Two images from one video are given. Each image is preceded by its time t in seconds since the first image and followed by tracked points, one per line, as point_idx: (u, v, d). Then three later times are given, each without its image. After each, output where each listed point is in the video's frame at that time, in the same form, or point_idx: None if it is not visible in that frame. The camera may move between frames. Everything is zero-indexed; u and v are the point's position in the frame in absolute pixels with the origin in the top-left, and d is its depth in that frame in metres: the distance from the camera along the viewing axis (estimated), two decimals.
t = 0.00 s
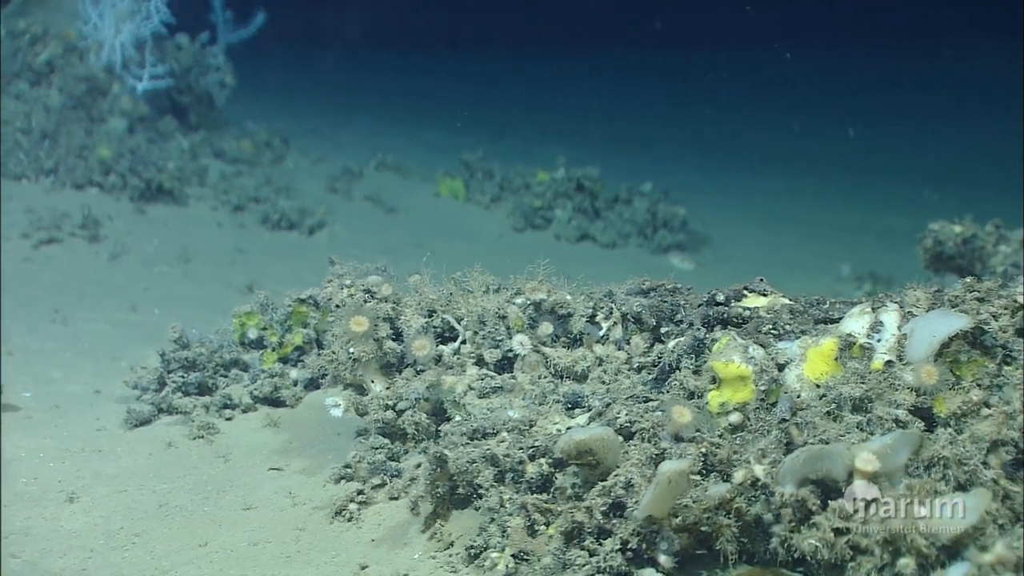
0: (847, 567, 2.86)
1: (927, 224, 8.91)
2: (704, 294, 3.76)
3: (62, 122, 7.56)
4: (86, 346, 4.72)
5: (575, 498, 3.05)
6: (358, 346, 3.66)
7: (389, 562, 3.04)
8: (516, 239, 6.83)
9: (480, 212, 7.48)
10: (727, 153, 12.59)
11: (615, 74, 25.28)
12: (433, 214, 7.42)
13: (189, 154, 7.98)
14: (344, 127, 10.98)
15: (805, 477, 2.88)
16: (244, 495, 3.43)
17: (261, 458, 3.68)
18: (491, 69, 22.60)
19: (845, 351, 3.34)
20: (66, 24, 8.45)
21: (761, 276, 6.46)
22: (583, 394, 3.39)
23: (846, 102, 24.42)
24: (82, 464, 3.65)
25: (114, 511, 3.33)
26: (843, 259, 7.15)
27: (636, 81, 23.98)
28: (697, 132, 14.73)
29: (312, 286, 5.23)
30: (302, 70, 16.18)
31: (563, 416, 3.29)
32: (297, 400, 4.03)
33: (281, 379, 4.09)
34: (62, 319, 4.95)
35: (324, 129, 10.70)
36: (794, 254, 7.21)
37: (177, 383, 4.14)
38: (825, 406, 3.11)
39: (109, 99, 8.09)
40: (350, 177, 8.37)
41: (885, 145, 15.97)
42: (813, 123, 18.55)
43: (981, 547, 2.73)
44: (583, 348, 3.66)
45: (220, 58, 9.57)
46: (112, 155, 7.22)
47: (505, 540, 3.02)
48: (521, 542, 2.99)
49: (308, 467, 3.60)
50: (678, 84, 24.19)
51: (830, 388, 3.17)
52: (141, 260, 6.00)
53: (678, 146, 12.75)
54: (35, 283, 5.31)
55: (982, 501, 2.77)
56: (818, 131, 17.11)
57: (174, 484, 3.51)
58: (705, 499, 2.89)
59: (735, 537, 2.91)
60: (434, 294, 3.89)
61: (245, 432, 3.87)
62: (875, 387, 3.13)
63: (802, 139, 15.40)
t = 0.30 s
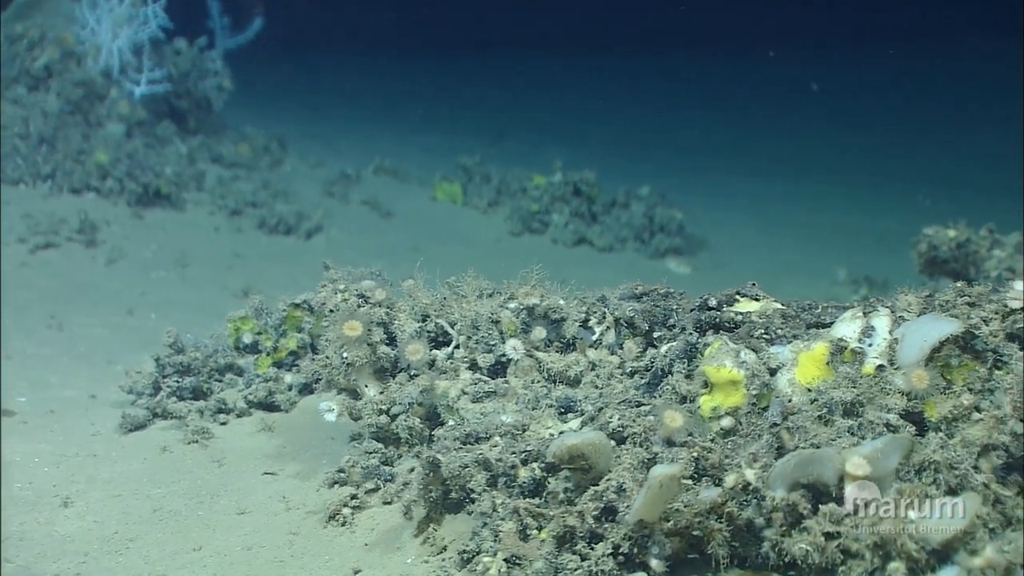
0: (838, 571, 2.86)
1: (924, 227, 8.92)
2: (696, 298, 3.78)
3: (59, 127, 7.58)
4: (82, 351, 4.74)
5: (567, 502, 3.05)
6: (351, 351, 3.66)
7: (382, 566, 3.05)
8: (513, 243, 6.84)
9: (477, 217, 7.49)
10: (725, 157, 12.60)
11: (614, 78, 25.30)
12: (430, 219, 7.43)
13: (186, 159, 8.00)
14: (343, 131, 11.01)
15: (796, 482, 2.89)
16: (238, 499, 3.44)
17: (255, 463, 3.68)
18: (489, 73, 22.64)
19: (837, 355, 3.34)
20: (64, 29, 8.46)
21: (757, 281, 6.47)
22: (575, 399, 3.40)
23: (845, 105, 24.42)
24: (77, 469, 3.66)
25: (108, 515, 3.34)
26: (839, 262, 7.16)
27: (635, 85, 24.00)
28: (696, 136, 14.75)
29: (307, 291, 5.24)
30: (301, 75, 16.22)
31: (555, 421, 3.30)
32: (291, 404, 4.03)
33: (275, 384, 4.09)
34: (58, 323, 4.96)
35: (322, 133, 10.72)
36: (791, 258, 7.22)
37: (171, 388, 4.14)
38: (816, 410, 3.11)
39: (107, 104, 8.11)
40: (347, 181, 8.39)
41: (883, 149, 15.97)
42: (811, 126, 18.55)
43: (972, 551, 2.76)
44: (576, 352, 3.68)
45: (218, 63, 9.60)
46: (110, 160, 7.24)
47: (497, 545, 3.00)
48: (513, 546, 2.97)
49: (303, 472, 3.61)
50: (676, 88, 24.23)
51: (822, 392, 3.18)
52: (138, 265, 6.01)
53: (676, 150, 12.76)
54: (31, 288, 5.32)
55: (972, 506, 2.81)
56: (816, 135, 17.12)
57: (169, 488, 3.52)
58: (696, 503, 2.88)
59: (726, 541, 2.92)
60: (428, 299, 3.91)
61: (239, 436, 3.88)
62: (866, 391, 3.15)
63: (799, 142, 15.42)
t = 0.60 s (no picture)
0: None
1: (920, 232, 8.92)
2: (687, 304, 3.78)
3: (56, 133, 7.60)
4: (76, 357, 4.75)
5: (557, 508, 3.07)
6: (343, 358, 3.66)
7: (373, 572, 3.05)
8: (508, 249, 6.86)
9: (473, 223, 7.51)
10: (722, 162, 12.63)
11: (612, 84, 25.36)
12: (425, 225, 7.45)
13: (183, 165, 8.02)
14: (340, 137, 11.04)
15: (785, 488, 2.89)
16: (231, 506, 3.45)
17: (247, 469, 3.69)
18: (487, 79, 22.70)
19: (826, 361, 3.36)
20: (61, 36, 8.49)
21: (751, 286, 6.48)
22: (566, 405, 3.41)
23: (842, 110, 24.46)
24: (70, 475, 3.67)
25: (101, 522, 3.34)
26: (833, 268, 7.17)
27: (633, 91, 24.06)
28: (693, 141, 14.78)
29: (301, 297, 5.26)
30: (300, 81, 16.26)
31: (546, 427, 3.31)
32: (284, 411, 4.04)
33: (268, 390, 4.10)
34: (52, 330, 4.98)
35: (320, 139, 10.75)
36: (785, 263, 7.23)
37: (164, 394, 4.14)
38: (805, 417, 3.12)
39: (103, 110, 8.13)
40: (343, 187, 8.40)
41: (879, 154, 16.00)
42: (807, 132, 18.58)
43: (959, 557, 2.80)
44: (567, 358, 3.69)
45: (214, 69, 9.62)
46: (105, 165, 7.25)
47: (487, 551, 2.99)
48: (504, 553, 2.98)
49: (295, 478, 3.62)
50: (674, 94, 24.29)
51: (811, 398, 3.19)
52: (133, 270, 6.02)
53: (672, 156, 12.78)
54: (26, 294, 5.34)
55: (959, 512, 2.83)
56: (813, 140, 17.15)
57: (161, 495, 3.53)
58: (686, 509, 2.89)
59: (716, 547, 2.91)
60: (420, 305, 3.93)
61: (232, 443, 3.89)
62: (855, 397, 3.16)
63: (796, 148, 15.45)
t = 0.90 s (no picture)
0: None
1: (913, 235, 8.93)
2: (674, 309, 3.82)
3: (48, 138, 7.59)
4: (67, 362, 4.76)
5: (544, 512, 3.08)
6: (331, 362, 3.68)
7: None
8: (500, 253, 6.86)
9: (465, 227, 7.51)
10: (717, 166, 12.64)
11: (607, 87, 25.38)
12: (418, 229, 7.45)
13: (176, 169, 8.03)
14: (335, 141, 11.05)
15: (770, 492, 2.91)
16: (219, 510, 3.46)
17: (236, 473, 3.70)
18: (483, 83, 22.73)
19: (812, 365, 3.35)
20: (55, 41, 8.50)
21: (742, 290, 6.49)
22: (554, 409, 3.40)
23: (837, 112, 24.48)
24: (59, 480, 3.67)
25: (89, 527, 3.35)
26: (825, 271, 7.19)
27: (629, 94, 24.09)
28: (689, 146, 14.80)
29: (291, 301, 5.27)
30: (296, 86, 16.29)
31: (534, 431, 3.31)
32: (273, 415, 4.04)
33: (258, 396, 4.11)
34: (44, 335, 4.98)
35: (314, 144, 10.76)
36: (777, 267, 7.23)
37: (154, 399, 4.16)
38: (791, 420, 3.14)
39: (96, 115, 8.13)
40: (336, 191, 8.41)
41: (873, 158, 16.01)
42: (802, 136, 18.60)
43: (944, 560, 2.80)
44: (555, 363, 3.69)
45: (208, 73, 9.63)
46: (98, 170, 7.26)
47: (474, 555, 3.02)
48: (490, 557, 3.00)
49: (284, 482, 3.63)
50: (670, 97, 24.33)
51: (797, 402, 3.21)
52: (125, 275, 6.03)
53: (667, 160, 12.81)
54: (17, 299, 5.34)
55: (944, 515, 2.88)
56: (808, 144, 17.17)
57: (150, 499, 3.53)
58: (671, 513, 2.90)
59: (702, 551, 2.92)
60: (408, 310, 3.93)
61: (221, 448, 3.89)
62: (841, 401, 3.17)
63: (792, 152, 15.47)
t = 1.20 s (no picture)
0: None
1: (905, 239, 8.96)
2: (661, 312, 3.82)
3: (41, 142, 7.60)
4: (57, 366, 4.76)
5: (530, 516, 3.08)
6: (319, 367, 3.68)
7: None
8: (492, 257, 6.88)
9: (458, 231, 7.53)
10: (711, 171, 12.68)
11: (603, 92, 25.45)
12: (411, 233, 7.47)
13: (168, 173, 8.03)
14: (329, 146, 11.08)
15: (754, 495, 2.92)
16: (207, 514, 3.46)
17: (224, 477, 3.71)
18: (478, 87, 22.79)
19: (797, 369, 3.35)
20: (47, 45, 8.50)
21: (733, 293, 6.52)
22: (541, 413, 3.42)
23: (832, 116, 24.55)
24: (48, 484, 3.68)
25: (78, 530, 3.35)
26: (816, 275, 7.22)
27: (624, 99, 24.16)
28: (683, 150, 14.84)
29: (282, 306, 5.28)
30: (292, 90, 16.31)
31: (521, 435, 3.32)
32: (262, 419, 4.04)
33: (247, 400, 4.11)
34: (34, 339, 4.98)
35: (308, 148, 10.78)
36: (769, 271, 7.25)
37: (143, 403, 4.16)
38: (777, 424, 3.14)
39: (89, 119, 8.14)
40: (329, 196, 8.43)
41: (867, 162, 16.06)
42: (796, 140, 18.66)
43: (927, 564, 2.83)
44: (542, 367, 3.70)
45: (201, 77, 9.64)
46: (91, 174, 7.26)
47: (460, 558, 3.04)
48: (477, 561, 3.01)
49: (272, 486, 3.63)
50: (665, 102, 24.41)
51: (783, 406, 3.21)
52: (117, 279, 6.03)
53: (661, 164, 12.85)
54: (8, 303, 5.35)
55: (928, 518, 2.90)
56: (802, 148, 17.23)
57: (139, 503, 3.54)
58: (657, 517, 2.90)
59: (687, 554, 2.95)
60: (396, 314, 3.95)
61: (210, 452, 3.90)
62: (826, 405, 3.17)
63: (786, 156, 15.51)
